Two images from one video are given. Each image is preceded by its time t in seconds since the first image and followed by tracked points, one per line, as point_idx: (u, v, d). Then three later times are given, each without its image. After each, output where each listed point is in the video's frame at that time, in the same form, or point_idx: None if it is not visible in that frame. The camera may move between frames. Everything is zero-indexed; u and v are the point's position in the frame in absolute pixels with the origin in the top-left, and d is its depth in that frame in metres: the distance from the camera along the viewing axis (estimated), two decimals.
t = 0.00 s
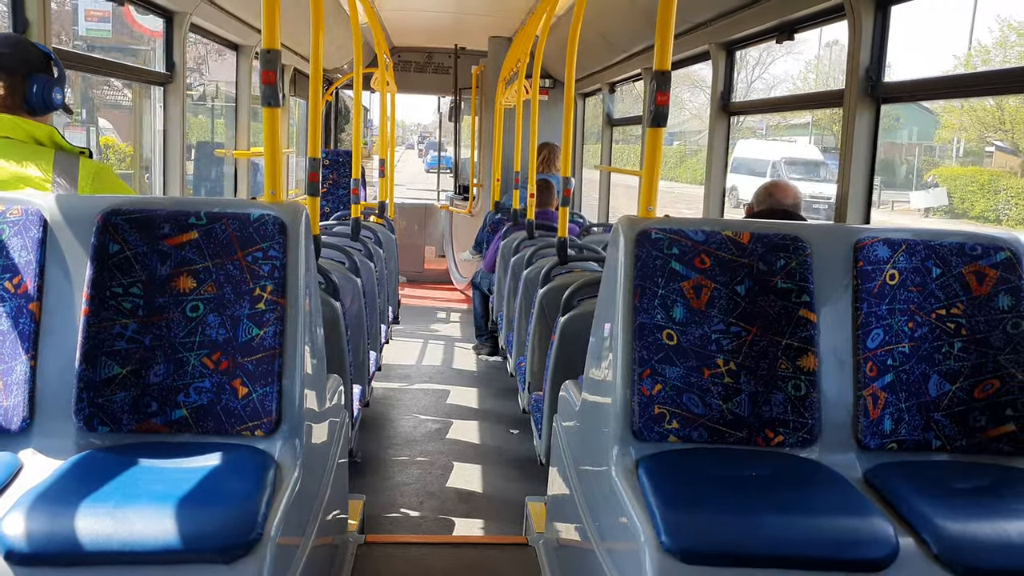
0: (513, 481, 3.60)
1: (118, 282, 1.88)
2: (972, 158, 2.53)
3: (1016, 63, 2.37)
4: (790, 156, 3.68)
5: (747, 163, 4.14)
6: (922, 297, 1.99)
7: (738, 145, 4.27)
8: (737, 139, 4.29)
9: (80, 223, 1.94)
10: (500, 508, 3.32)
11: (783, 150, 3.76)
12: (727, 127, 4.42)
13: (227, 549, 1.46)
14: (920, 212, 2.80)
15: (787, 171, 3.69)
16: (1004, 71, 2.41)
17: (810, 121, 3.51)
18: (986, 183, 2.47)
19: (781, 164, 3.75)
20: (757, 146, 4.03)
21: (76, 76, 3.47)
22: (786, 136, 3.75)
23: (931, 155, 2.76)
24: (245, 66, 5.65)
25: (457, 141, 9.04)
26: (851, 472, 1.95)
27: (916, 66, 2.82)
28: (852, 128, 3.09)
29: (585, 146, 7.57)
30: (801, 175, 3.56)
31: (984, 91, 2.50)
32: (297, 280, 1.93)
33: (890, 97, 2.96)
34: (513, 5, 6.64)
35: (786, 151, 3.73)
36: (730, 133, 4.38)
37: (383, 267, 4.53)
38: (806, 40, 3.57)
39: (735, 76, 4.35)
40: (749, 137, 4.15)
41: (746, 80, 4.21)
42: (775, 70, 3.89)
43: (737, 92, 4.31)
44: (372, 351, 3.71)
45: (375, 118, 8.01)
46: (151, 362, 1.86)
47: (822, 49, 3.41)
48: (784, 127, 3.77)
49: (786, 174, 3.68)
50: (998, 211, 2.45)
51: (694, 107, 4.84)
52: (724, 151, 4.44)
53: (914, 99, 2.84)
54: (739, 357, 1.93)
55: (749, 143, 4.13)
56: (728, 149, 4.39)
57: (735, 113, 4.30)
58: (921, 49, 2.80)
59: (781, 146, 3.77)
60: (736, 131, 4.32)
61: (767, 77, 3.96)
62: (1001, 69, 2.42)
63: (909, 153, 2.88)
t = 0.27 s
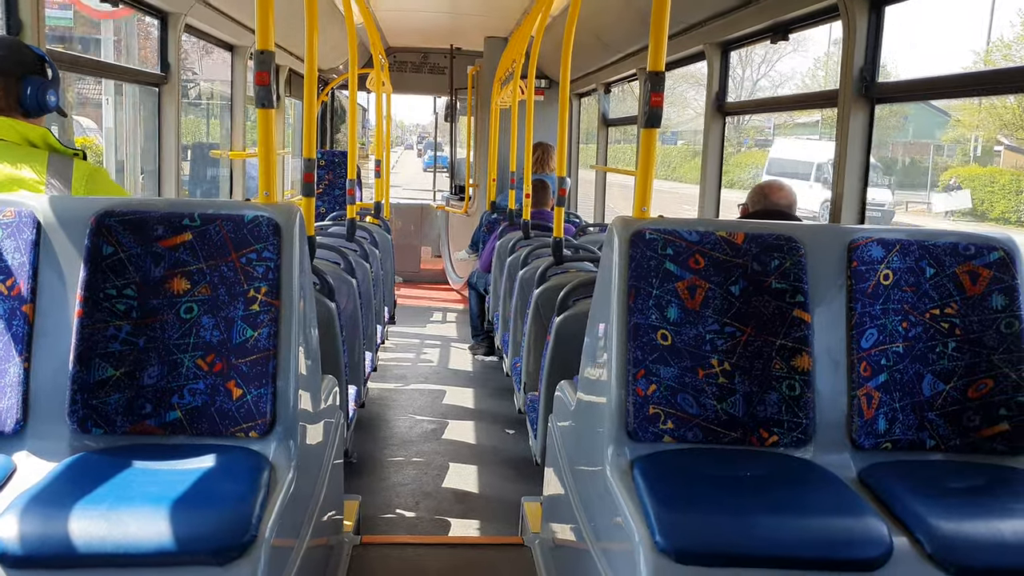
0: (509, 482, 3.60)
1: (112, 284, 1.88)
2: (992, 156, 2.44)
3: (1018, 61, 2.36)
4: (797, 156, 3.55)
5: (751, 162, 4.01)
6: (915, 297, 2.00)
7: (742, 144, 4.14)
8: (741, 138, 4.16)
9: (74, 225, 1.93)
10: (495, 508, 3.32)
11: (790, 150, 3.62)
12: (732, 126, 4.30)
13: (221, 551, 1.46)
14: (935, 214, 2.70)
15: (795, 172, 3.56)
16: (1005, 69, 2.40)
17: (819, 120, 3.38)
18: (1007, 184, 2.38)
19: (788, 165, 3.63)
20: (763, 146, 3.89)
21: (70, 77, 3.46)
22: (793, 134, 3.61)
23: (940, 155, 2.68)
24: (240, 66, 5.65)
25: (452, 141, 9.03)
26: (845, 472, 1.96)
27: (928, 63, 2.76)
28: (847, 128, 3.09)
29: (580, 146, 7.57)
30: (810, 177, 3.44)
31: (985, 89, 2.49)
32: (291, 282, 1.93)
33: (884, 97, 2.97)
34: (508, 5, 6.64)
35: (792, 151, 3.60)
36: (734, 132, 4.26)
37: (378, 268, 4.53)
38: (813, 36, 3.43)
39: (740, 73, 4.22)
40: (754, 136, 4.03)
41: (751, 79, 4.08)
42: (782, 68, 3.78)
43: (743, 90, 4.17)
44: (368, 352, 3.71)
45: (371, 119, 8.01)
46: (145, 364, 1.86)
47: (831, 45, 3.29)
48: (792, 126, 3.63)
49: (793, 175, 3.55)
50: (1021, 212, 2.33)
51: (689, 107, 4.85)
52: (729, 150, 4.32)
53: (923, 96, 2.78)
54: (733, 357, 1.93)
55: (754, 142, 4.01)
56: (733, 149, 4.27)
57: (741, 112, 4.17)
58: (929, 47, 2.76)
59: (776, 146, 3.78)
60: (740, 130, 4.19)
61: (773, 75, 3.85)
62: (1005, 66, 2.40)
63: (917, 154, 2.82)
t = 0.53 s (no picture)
0: (508, 479, 3.60)
1: (110, 282, 1.87)
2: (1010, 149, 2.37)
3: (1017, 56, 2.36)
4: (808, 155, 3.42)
5: (760, 161, 3.88)
6: (914, 292, 2.00)
7: (749, 143, 4.04)
8: (748, 137, 4.05)
9: (72, 223, 1.93)
10: (495, 506, 3.32)
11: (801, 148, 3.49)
12: (739, 124, 4.19)
13: (221, 549, 1.45)
14: (959, 215, 2.59)
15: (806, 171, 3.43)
16: (1003, 63, 2.40)
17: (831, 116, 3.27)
18: None
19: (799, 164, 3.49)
20: (773, 144, 3.76)
21: (67, 76, 3.46)
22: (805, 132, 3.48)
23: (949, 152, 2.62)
24: (237, 65, 5.64)
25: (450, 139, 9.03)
26: (844, 467, 1.96)
27: (931, 57, 2.74)
28: (845, 124, 3.09)
29: (578, 143, 7.57)
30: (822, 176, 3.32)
31: (985, 85, 2.50)
32: (289, 279, 1.93)
33: (882, 92, 2.97)
34: (505, 3, 6.63)
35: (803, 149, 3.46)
36: (741, 131, 4.16)
37: (377, 266, 4.53)
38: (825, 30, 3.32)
39: (746, 68, 4.12)
40: (762, 135, 3.91)
41: (757, 76, 3.98)
42: (784, 66, 3.73)
43: (749, 87, 4.06)
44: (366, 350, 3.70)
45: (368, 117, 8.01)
46: (144, 362, 1.85)
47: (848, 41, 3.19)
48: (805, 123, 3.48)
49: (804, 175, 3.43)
50: None
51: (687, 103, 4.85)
52: (736, 149, 4.21)
53: (926, 91, 2.76)
54: (733, 353, 1.93)
55: (761, 141, 3.89)
56: (739, 148, 4.17)
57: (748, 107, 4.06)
58: (934, 42, 2.74)
59: (774, 142, 3.78)
60: (748, 129, 4.08)
61: (780, 72, 3.77)
62: (1005, 61, 2.40)
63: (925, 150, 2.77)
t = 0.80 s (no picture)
0: (507, 481, 3.60)
1: (108, 287, 1.87)
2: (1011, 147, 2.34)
3: (1013, 55, 2.36)
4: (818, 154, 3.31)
5: (767, 160, 3.78)
6: (912, 292, 2.00)
7: (756, 142, 3.94)
8: (756, 136, 3.95)
9: (69, 228, 1.93)
10: (494, 508, 3.31)
11: (809, 147, 3.39)
12: (745, 123, 4.09)
13: (221, 553, 1.45)
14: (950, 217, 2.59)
15: (816, 170, 3.31)
16: (996, 64, 2.42)
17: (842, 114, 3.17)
18: None
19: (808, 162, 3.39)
20: (781, 144, 3.65)
21: (64, 81, 3.46)
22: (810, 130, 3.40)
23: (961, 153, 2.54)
24: (234, 68, 5.64)
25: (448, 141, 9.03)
26: (844, 467, 1.96)
27: (936, 55, 2.70)
28: (842, 124, 3.10)
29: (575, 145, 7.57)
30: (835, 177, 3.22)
31: (975, 85, 2.52)
32: (288, 283, 1.92)
33: (879, 93, 2.97)
34: (502, 5, 6.64)
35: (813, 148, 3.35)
36: (748, 130, 4.06)
37: (375, 269, 4.53)
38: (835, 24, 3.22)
39: (752, 66, 4.02)
40: (769, 134, 3.81)
41: (764, 74, 3.88)
42: (781, 67, 3.74)
43: (756, 86, 3.96)
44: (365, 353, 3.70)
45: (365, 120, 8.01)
46: (142, 366, 1.85)
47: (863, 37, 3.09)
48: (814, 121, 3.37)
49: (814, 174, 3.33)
50: None
51: (684, 105, 4.85)
52: (742, 148, 4.11)
53: (931, 91, 2.72)
54: (731, 354, 1.93)
55: (769, 140, 3.79)
56: (745, 147, 4.07)
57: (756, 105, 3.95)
58: (934, 41, 2.73)
59: (771, 143, 3.78)
60: (755, 127, 3.99)
61: (787, 70, 3.66)
62: (1003, 60, 2.39)
63: (932, 150, 2.69)
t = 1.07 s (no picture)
0: (507, 484, 3.60)
1: (107, 291, 1.87)
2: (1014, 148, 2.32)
3: (1009, 57, 2.36)
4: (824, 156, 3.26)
5: (776, 161, 3.68)
6: (910, 293, 2.01)
7: (764, 142, 3.83)
8: (765, 136, 3.83)
9: (68, 233, 1.93)
10: (494, 511, 3.31)
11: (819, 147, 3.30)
12: (754, 123, 3.98)
13: (220, 557, 1.45)
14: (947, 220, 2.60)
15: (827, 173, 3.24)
16: (991, 65, 2.43)
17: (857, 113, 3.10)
18: None
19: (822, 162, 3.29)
20: (791, 144, 3.54)
21: (63, 85, 3.46)
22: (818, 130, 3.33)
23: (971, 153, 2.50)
24: (233, 72, 5.65)
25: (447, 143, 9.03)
26: (843, 469, 1.96)
27: (947, 55, 2.62)
28: (840, 126, 3.11)
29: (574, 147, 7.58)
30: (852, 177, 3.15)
31: (967, 86, 2.54)
32: (287, 286, 1.93)
33: (877, 94, 2.98)
34: (500, 8, 6.65)
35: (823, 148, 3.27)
36: (756, 129, 3.96)
37: (374, 272, 4.53)
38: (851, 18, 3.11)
39: (760, 65, 3.92)
40: (779, 133, 3.70)
41: (773, 72, 3.80)
42: (780, 69, 3.74)
43: (764, 85, 3.87)
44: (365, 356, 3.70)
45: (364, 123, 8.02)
46: (141, 371, 1.85)
47: (879, 34, 2.99)
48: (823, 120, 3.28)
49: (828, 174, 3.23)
50: None
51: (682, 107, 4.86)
52: (750, 149, 3.99)
53: (939, 91, 2.66)
54: (730, 356, 1.94)
55: (778, 139, 3.68)
56: (754, 147, 3.95)
57: (766, 105, 3.83)
58: (930, 42, 2.74)
59: (770, 144, 3.78)
60: (762, 127, 3.88)
61: (797, 68, 3.55)
62: (1001, 62, 2.39)
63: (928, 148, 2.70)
